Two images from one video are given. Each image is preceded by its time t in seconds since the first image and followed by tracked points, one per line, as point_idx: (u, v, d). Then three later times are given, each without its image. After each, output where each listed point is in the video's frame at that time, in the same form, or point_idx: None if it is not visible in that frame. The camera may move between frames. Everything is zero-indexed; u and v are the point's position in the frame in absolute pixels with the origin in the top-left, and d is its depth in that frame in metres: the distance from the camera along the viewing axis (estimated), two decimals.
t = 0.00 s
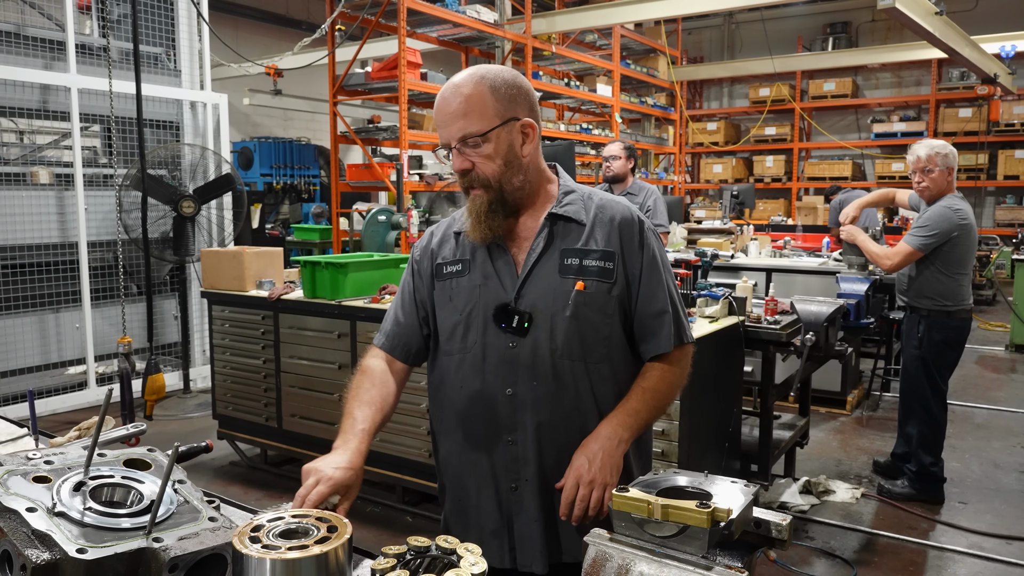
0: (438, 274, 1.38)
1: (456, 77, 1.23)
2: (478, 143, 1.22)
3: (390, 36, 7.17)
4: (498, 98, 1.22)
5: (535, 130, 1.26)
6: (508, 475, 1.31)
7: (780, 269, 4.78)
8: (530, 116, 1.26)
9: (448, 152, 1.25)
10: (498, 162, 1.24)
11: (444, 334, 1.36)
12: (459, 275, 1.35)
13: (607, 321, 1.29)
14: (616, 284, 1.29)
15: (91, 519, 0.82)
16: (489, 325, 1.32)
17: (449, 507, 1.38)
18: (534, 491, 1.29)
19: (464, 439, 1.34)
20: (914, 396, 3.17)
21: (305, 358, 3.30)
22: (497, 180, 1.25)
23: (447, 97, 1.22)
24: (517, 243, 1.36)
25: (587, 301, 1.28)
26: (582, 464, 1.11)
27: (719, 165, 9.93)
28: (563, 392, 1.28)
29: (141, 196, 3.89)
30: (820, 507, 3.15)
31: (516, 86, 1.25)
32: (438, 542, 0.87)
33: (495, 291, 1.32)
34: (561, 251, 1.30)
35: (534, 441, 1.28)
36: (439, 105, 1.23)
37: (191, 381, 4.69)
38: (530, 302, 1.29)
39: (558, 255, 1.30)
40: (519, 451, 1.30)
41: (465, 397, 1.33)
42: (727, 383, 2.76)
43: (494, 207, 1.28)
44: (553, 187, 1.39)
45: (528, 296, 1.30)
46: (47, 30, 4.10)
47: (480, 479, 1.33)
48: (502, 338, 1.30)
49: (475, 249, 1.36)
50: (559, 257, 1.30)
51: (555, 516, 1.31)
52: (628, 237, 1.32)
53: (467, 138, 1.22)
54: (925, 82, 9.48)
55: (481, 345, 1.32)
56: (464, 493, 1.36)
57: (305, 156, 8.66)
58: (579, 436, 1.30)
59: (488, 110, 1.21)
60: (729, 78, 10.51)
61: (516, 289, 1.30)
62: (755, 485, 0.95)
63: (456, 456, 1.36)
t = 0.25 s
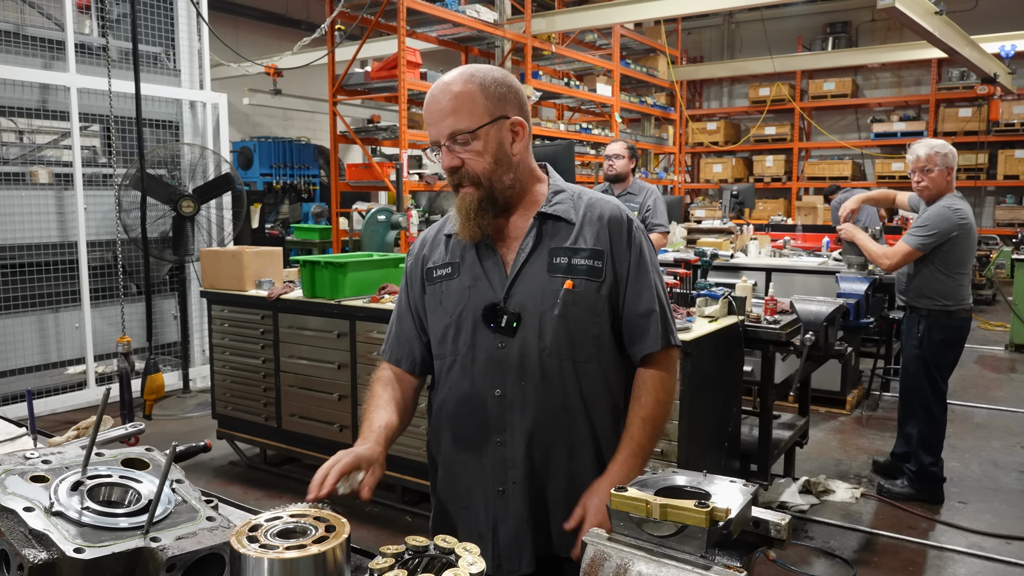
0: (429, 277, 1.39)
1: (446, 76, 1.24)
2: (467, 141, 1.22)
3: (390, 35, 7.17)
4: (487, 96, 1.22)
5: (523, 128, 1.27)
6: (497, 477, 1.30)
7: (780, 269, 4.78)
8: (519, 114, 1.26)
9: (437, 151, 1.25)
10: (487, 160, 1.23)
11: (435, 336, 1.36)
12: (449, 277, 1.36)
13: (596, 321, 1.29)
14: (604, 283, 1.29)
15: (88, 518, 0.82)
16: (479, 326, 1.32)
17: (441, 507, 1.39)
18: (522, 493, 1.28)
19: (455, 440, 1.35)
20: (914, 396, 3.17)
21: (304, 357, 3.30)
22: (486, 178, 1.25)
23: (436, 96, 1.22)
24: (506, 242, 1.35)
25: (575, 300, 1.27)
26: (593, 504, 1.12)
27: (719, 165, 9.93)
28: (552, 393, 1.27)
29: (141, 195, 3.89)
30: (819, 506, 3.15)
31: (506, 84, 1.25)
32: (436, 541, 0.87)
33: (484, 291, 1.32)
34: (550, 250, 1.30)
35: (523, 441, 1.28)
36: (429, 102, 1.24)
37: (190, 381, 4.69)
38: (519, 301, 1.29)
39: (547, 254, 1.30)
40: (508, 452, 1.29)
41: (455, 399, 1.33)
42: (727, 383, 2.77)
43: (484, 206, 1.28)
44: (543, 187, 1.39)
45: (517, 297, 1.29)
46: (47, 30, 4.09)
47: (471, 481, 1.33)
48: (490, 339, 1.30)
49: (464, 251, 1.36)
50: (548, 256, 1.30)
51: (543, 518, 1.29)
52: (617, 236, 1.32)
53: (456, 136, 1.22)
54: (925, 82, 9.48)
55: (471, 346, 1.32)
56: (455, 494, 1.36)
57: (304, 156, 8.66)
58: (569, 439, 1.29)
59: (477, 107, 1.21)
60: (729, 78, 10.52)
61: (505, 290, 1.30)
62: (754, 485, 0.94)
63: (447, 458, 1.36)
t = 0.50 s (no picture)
0: (422, 279, 1.39)
1: (440, 77, 1.24)
2: (459, 142, 1.22)
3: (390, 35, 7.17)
4: (480, 98, 1.22)
5: (516, 130, 1.27)
6: (489, 480, 1.30)
7: (781, 269, 4.78)
8: (512, 116, 1.26)
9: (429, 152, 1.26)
10: (480, 162, 1.24)
11: (428, 338, 1.37)
12: (442, 279, 1.36)
13: (587, 324, 1.29)
14: (597, 287, 1.29)
15: (90, 517, 0.82)
16: (470, 329, 1.32)
17: (432, 510, 1.39)
18: (513, 496, 1.28)
19: (447, 442, 1.35)
20: (915, 396, 3.17)
21: (305, 357, 3.30)
22: (478, 180, 1.25)
23: (429, 97, 1.23)
24: (497, 245, 1.35)
25: (567, 303, 1.27)
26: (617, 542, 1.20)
27: (719, 165, 9.93)
28: (544, 396, 1.27)
29: (141, 195, 3.89)
30: (820, 506, 3.15)
31: (499, 86, 1.25)
32: (437, 540, 0.87)
33: (476, 294, 1.32)
34: (542, 253, 1.30)
35: (513, 444, 1.27)
36: (422, 103, 1.24)
37: (190, 381, 4.69)
38: (511, 303, 1.29)
39: (539, 257, 1.30)
40: (500, 454, 1.29)
41: (447, 401, 1.34)
42: (727, 383, 2.77)
43: (475, 207, 1.27)
44: (535, 190, 1.38)
45: (508, 299, 1.29)
46: (47, 30, 4.09)
47: (462, 484, 1.33)
48: (482, 341, 1.30)
49: (456, 253, 1.36)
50: (540, 259, 1.30)
51: (534, 523, 1.29)
52: (609, 239, 1.31)
53: (450, 137, 1.22)
54: (925, 82, 9.48)
55: (462, 348, 1.32)
56: (446, 497, 1.36)
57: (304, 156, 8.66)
58: (562, 442, 1.29)
59: (469, 109, 1.21)
60: (729, 79, 10.52)
61: (497, 292, 1.30)
62: (755, 484, 0.94)
63: (439, 460, 1.36)
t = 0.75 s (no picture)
0: (419, 278, 1.39)
1: (439, 76, 1.24)
2: (457, 143, 1.22)
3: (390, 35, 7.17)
4: (479, 99, 1.22)
5: (515, 131, 1.26)
6: (482, 480, 1.30)
7: (781, 268, 4.78)
8: (511, 117, 1.26)
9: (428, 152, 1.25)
10: (478, 163, 1.24)
11: (424, 336, 1.36)
12: (439, 278, 1.36)
13: (583, 326, 1.28)
14: (594, 288, 1.29)
15: (90, 517, 0.82)
16: (466, 328, 1.31)
17: (424, 507, 1.39)
18: (505, 496, 1.28)
19: (441, 441, 1.34)
20: (915, 395, 3.17)
21: (305, 357, 3.30)
22: (476, 180, 1.25)
23: (428, 97, 1.22)
24: (494, 245, 1.35)
25: (564, 304, 1.27)
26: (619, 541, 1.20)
27: (719, 165, 9.93)
28: (539, 396, 1.27)
29: (141, 194, 3.88)
30: (820, 506, 3.15)
31: (499, 86, 1.25)
32: (438, 541, 0.87)
33: (472, 293, 1.32)
34: (539, 254, 1.30)
35: (506, 444, 1.27)
36: (421, 103, 1.23)
37: (190, 380, 4.69)
38: (507, 303, 1.29)
39: (536, 258, 1.30)
40: (493, 454, 1.29)
41: (442, 400, 1.33)
42: (728, 382, 2.76)
43: (473, 208, 1.27)
44: (535, 190, 1.38)
45: (504, 299, 1.29)
46: (47, 29, 4.09)
47: (455, 483, 1.33)
48: (477, 341, 1.30)
49: (454, 253, 1.36)
50: (538, 259, 1.29)
51: (524, 524, 1.28)
52: (607, 241, 1.31)
53: (448, 138, 1.21)
54: (925, 82, 9.48)
55: (458, 347, 1.32)
56: (439, 496, 1.36)
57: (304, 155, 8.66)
58: (555, 443, 1.28)
59: (467, 109, 1.21)
60: (729, 78, 10.52)
61: (493, 292, 1.30)
62: (757, 484, 0.94)
63: (433, 458, 1.36)
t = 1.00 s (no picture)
0: (424, 278, 1.38)
1: (446, 78, 1.23)
2: (467, 146, 1.21)
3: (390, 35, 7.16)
4: (487, 101, 1.21)
5: (523, 133, 1.26)
6: (490, 481, 1.30)
7: (781, 269, 4.78)
8: (519, 119, 1.26)
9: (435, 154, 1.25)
10: (487, 166, 1.23)
11: (429, 338, 1.35)
12: (445, 278, 1.35)
13: (591, 327, 1.29)
14: (602, 290, 1.29)
15: (90, 521, 0.82)
16: (474, 329, 1.31)
17: (430, 508, 1.38)
18: (515, 497, 1.27)
19: (448, 442, 1.34)
20: (916, 396, 3.17)
21: (305, 358, 3.30)
22: (485, 183, 1.24)
23: (436, 99, 1.21)
24: (501, 246, 1.35)
25: (572, 305, 1.27)
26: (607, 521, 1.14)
27: (719, 165, 9.93)
28: (547, 398, 1.27)
29: (141, 195, 3.88)
30: (821, 507, 3.15)
31: (506, 88, 1.25)
32: (440, 544, 0.87)
33: (480, 295, 1.32)
34: (548, 255, 1.30)
35: (516, 446, 1.27)
36: (428, 104, 1.23)
37: (191, 381, 4.69)
38: (516, 305, 1.28)
39: (545, 259, 1.30)
40: (502, 455, 1.28)
41: (449, 401, 1.32)
42: (728, 383, 2.76)
43: (481, 211, 1.27)
44: (541, 192, 1.38)
45: (513, 301, 1.29)
46: (46, 29, 4.09)
47: (463, 484, 1.32)
48: (485, 342, 1.29)
49: (461, 253, 1.36)
50: (546, 261, 1.29)
51: (535, 522, 1.29)
52: (613, 243, 1.32)
53: (456, 141, 1.21)
54: (925, 82, 9.48)
55: (465, 349, 1.31)
56: (446, 497, 1.35)
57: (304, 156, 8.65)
58: (564, 443, 1.28)
59: (476, 111, 1.20)
60: (729, 78, 10.52)
61: (502, 294, 1.30)
62: (759, 487, 0.94)
63: (439, 459, 1.35)
